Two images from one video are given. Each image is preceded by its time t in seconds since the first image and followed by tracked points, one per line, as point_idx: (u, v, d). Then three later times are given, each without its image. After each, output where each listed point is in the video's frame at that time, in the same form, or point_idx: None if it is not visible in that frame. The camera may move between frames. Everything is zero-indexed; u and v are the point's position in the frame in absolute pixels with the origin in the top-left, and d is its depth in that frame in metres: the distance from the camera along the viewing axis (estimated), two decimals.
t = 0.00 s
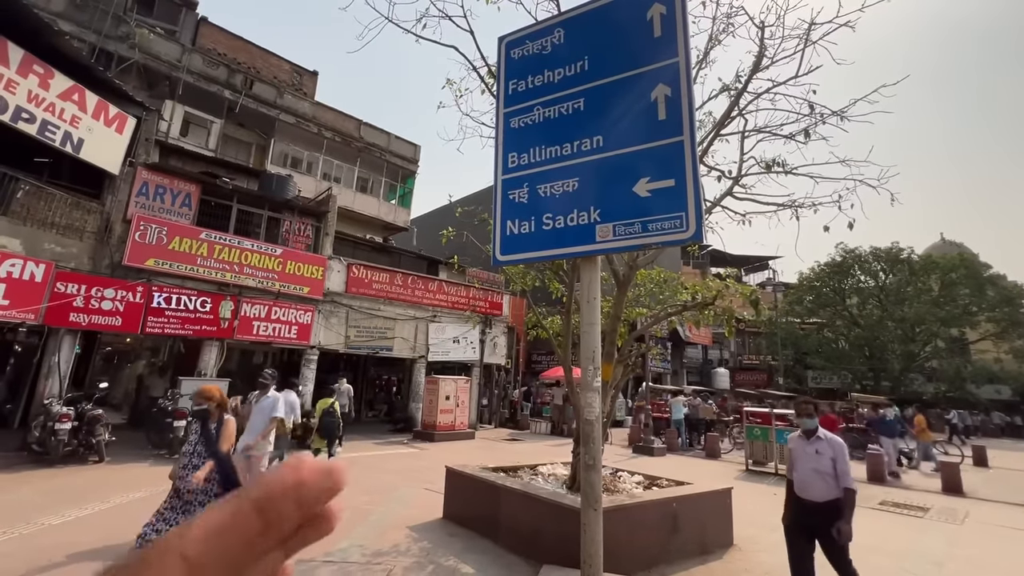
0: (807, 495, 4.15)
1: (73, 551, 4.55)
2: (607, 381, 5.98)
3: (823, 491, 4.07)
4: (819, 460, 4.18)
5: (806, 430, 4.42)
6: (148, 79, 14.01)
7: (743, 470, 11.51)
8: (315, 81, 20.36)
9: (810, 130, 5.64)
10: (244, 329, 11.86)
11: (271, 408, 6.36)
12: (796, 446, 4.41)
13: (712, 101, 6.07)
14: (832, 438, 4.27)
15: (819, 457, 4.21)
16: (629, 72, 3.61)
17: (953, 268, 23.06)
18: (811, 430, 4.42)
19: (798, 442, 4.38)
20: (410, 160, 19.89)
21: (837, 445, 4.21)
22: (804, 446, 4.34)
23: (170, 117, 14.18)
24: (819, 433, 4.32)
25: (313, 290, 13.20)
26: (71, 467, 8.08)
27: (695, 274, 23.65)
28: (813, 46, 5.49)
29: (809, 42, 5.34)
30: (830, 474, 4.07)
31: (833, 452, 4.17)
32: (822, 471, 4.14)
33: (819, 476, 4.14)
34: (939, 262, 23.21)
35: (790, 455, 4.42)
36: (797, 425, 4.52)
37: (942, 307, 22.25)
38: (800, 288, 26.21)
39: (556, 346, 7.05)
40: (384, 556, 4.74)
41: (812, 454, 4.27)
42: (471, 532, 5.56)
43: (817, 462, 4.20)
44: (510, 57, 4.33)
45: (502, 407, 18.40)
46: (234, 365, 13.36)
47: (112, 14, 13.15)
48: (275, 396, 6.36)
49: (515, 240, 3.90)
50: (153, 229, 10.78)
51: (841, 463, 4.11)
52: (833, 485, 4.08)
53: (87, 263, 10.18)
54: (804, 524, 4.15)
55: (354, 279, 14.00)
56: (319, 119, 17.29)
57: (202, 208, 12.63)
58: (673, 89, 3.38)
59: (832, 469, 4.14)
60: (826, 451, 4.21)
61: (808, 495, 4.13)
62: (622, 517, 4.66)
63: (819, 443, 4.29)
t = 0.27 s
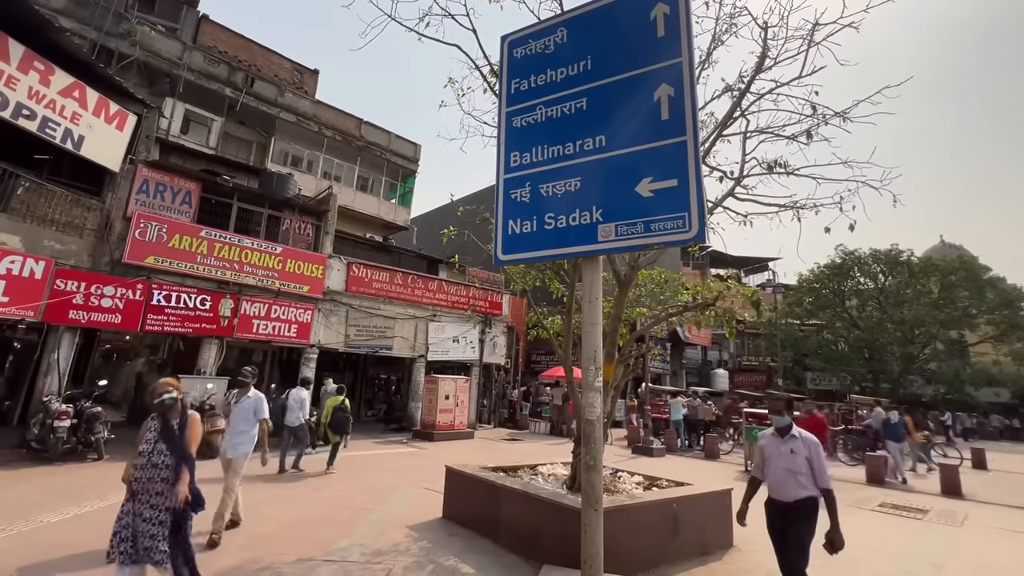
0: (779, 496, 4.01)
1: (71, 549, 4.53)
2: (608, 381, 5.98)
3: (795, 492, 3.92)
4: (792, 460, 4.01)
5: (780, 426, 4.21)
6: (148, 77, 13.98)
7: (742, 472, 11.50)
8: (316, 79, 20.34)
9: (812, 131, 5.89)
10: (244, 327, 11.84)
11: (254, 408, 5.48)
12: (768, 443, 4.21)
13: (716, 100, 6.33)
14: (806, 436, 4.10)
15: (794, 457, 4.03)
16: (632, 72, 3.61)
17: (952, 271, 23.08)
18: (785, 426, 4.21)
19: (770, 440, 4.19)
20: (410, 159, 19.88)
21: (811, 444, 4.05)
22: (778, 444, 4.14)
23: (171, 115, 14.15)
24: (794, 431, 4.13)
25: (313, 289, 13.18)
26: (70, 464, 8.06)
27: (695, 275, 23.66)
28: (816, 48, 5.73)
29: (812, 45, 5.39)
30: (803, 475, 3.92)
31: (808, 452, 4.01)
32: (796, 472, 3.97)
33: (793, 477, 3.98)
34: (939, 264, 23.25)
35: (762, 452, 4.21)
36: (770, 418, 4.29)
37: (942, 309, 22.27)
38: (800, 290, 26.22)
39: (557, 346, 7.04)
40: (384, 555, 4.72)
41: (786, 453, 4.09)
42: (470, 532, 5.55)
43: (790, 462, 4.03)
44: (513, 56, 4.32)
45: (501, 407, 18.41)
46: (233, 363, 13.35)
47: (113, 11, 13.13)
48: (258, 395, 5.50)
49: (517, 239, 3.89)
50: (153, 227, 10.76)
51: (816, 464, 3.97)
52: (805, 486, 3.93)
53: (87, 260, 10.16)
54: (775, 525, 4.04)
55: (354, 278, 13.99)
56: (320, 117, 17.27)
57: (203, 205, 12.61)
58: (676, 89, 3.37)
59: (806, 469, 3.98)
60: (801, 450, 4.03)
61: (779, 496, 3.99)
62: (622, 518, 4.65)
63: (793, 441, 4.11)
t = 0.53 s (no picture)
0: (744, 506, 3.74)
1: (60, 549, 4.48)
2: (604, 382, 5.99)
3: (761, 503, 3.66)
4: (762, 469, 3.73)
5: (753, 431, 3.93)
6: (143, 72, 13.88)
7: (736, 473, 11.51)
8: (313, 77, 20.26)
9: (809, 134, 6.00)
10: (238, 325, 11.76)
11: (231, 411, 5.40)
12: (738, 448, 3.92)
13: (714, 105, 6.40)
14: (779, 445, 3.83)
15: (765, 465, 3.75)
16: (631, 73, 3.60)
17: (944, 275, 23.25)
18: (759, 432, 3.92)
19: (742, 446, 3.91)
20: (407, 159, 19.83)
21: (784, 453, 3.78)
22: (748, 450, 3.86)
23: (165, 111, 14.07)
24: (767, 438, 3.84)
25: (308, 288, 13.11)
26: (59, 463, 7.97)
27: (690, 277, 23.72)
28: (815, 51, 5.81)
29: (810, 49, 5.42)
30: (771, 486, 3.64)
31: (779, 461, 3.74)
32: (765, 481, 3.70)
33: (760, 486, 3.70)
34: (931, 268, 23.40)
35: (731, 457, 3.94)
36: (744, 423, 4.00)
37: (934, 313, 22.42)
38: (794, 293, 26.32)
39: (553, 347, 7.03)
40: (377, 556, 4.70)
41: (755, 460, 3.81)
42: (465, 533, 5.53)
43: (760, 470, 3.75)
44: (512, 56, 4.30)
45: (496, 407, 18.38)
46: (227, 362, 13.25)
47: (108, 6, 13.04)
48: (235, 396, 5.40)
49: (515, 239, 3.87)
50: (147, 223, 10.68)
51: (787, 475, 3.70)
52: (773, 498, 3.67)
53: (79, 257, 10.08)
54: (739, 539, 3.76)
55: (350, 277, 13.93)
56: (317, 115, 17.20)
57: (197, 203, 12.53)
58: (676, 90, 3.36)
59: (776, 479, 3.71)
60: (773, 458, 3.76)
61: (745, 507, 3.72)
62: (618, 520, 4.64)
63: (766, 448, 3.83)
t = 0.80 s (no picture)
0: (706, 509, 3.71)
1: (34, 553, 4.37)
2: (591, 385, 6.00)
3: (721, 505, 3.64)
4: (721, 470, 3.72)
5: (712, 432, 3.91)
6: (129, 68, 13.67)
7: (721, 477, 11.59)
8: (302, 76, 20.12)
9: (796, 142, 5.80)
10: (222, 326, 11.59)
11: (196, 409, 4.83)
12: (699, 450, 3.90)
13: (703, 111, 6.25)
14: (738, 444, 3.81)
15: (724, 466, 3.74)
16: (621, 79, 3.62)
17: (924, 283, 23.77)
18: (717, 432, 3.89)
19: (702, 448, 3.89)
20: (397, 160, 19.75)
21: (743, 452, 3.76)
22: (707, 451, 3.85)
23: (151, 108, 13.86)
24: (726, 438, 3.84)
25: (295, 288, 12.97)
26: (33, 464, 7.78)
27: (677, 282, 23.93)
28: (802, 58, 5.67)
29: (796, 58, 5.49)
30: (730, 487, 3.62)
31: (738, 461, 3.72)
32: (724, 482, 3.68)
33: (720, 488, 3.69)
34: (911, 276, 23.88)
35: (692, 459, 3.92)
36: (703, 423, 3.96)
37: (914, 320, 22.88)
38: (779, 299, 26.68)
39: (541, 350, 7.03)
40: (361, 560, 4.64)
41: (714, 461, 3.79)
42: (451, 537, 5.49)
43: (720, 472, 3.73)
44: (503, 59, 4.31)
45: (483, 410, 18.33)
46: (210, 362, 13.04)
47: None
48: (201, 396, 4.91)
49: (505, 241, 3.87)
50: (129, 221, 10.50)
51: (746, 474, 3.66)
52: (734, 500, 3.65)
53: (58, 254, 9.89)
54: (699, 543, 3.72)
55: (337, 278, 13.81)
56: (306, 115, 17.07)
57: (182, 201, 12.34)
58: (666, 97, 3.39)
59: (736, 480, 3.69)
60: (731, 459, 3.74)
61: (706, 510, 3.69)
62: (604, 523, 4.64)
63: (725, 448, 3.81)
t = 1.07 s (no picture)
0: (653, 531, 3.66)
1: None
2: (575, 396, 6.01)
3: (666, 527, 3.59)
4: (667, 490, 3.65)
5: (658, 448, 3.82)
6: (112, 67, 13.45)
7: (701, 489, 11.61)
8: (290, 80, 20.01)
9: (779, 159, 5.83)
10: (201, 331, 11.38)
11: (139, 419, 4.13)
12: (645, 468, 3.83)
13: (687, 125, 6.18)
14: (684, 459, 3.71)
15: (671, 486, 3.66)
16: (609, 92, 3.66)
17: (900, 298, 24.31)
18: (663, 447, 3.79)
19: (648, 466, 3.80)
20: (384, 166, 19.69)
21: (689, 468, 3.66)
22: (654, 470, 3.77)
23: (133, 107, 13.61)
24: (672, 455, 3.75)
25: (277, 294, 12.79)
26: None
27: (661, 293, 24.14)
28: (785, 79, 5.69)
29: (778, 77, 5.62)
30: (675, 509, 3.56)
31: (685, 480, 3.62)
32: (671, 504, 3.62)
33: (667, 509, 3.63)
34: (888, 291, 24.42)
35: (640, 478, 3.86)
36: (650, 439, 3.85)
37: (890, 334, 23.37)
38: (760, 311, 27.05)
39: (525, 360, 7.01)
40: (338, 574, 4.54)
41: (663, 480, 3.71)
42: (430, 549, 5.41)
43: (666, 491, 3.67)
44: (492, 69, 4.33)
45: (466, 420, 18.20)
46: (187, 368, 12.77)
47: None
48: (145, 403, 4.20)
49: (490, 250, 3.86)
50: (107, 222, 10.27)
51: (693, 493, 3.58)
52: (680, 520, 3.59)
53: (31, 254, 9.68)
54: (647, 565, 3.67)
55: (321, 284, 13.66)
56: (293, 119, 16.94)
57: (163, 203, 12.13)
58: (651, 111, 3.44)
59: (682, 499, 3.62)
60: (678, 477, 3.65)
61: (653, 532, 3.64)
62: (586, 536, 4.61)
63: (672, 465, 3.72)
